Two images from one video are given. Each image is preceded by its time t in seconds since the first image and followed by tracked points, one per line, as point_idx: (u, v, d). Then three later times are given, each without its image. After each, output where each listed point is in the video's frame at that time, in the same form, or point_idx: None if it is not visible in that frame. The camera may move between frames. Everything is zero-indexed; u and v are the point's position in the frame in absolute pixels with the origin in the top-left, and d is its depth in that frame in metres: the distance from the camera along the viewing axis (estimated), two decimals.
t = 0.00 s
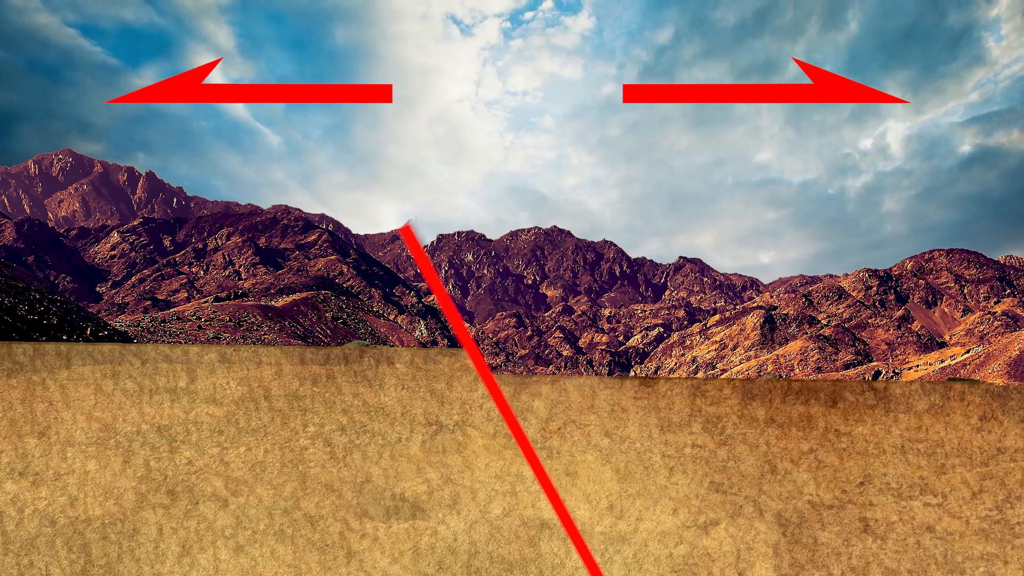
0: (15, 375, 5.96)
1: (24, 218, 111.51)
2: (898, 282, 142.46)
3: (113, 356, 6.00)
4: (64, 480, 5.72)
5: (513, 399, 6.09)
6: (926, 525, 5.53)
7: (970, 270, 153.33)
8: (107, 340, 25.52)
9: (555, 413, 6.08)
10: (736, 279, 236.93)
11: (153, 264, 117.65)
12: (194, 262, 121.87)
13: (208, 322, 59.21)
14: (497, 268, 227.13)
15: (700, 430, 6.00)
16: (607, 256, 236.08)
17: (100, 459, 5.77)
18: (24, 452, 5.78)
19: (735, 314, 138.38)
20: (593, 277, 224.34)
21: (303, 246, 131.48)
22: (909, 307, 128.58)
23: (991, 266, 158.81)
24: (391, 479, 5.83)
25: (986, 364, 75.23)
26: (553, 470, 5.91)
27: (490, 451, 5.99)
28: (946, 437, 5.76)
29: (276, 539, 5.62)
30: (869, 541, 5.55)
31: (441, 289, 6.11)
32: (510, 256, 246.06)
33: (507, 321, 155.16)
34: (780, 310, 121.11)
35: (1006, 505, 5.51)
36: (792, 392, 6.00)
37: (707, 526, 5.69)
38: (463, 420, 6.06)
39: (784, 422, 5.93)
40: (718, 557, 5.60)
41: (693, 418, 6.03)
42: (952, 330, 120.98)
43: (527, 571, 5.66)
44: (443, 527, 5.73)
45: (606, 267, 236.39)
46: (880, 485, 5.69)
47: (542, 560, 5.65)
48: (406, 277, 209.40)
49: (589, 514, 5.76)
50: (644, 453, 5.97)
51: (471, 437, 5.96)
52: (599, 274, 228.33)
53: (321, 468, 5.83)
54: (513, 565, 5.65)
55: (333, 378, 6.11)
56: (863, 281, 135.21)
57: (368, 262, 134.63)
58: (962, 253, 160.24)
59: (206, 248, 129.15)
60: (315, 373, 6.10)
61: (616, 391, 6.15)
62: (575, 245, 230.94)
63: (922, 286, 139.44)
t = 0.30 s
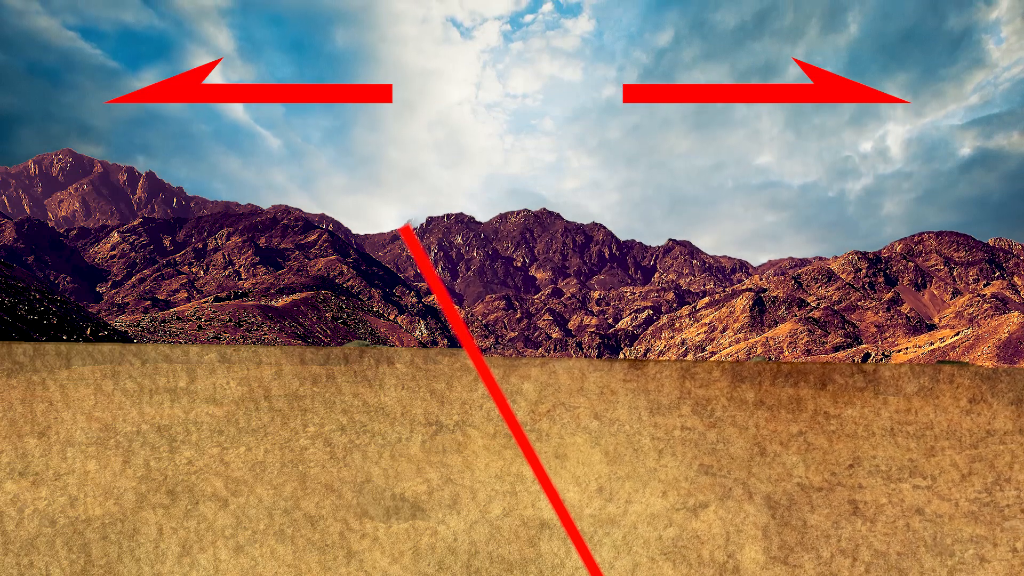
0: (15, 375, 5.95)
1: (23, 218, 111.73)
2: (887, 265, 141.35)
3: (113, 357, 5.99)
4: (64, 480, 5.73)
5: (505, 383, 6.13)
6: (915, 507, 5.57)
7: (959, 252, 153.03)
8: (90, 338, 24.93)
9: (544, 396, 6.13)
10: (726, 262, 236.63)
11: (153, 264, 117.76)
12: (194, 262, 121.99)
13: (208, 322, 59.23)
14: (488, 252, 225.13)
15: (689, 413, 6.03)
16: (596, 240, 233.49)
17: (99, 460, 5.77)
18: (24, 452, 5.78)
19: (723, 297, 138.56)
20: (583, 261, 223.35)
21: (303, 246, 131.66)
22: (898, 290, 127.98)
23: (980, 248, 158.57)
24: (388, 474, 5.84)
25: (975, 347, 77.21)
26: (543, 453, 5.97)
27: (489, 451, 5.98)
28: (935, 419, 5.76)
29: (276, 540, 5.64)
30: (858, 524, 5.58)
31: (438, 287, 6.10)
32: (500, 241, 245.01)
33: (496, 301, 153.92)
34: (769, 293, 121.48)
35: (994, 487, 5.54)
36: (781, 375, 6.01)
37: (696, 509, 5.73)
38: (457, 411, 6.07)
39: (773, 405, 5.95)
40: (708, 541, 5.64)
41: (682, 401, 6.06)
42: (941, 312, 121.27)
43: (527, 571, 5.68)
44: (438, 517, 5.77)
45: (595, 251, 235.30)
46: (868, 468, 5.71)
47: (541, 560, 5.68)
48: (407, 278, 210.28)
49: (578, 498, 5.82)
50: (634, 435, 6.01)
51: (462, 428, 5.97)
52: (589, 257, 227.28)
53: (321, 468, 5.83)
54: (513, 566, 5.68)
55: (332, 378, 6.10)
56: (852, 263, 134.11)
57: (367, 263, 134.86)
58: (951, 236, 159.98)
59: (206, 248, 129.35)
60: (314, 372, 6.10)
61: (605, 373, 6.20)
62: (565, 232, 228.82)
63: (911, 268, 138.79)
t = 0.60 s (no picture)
0: (15, 375, 5.96)
1: (24, 219, 111.94)
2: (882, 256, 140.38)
3: (113, 357, 5.96)
4: (64, 479, 5.76)
5: (505, 380, 6.13)
6: (910, 499, 5.57)
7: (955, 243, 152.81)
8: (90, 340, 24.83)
9: (539, 387, 6.15)
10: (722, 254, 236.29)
11: (153, 264, 117.89)
12: (195, 262, 122.09)
13: (208, 322, 59.27)
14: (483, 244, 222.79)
15: (684, 405, 6.02)
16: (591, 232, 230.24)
17: (100, 460, 5.79)
18: (24, 453, 5.81)
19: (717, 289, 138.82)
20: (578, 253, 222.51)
21: (303, 246, 131.79)
22: (893, 282, 127.44)
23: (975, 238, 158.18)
24: (388, 477, 5.83)
25: (970, 338, 79.05)
26: (537, 446, 6.00)
27: (490, 451, 5.96)
28: (931, 411, 5.73)
29: (276, 540, 5.69)
30: (852, 516, 5.60)
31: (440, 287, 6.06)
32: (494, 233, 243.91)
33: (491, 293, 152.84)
34: (764, 285, 121.81)
35: (990, 480, 5.51)
36: (776, 366, 5.97)
37: (691, 501, 5.77)
38: (458, 409, 6.03)
39: (767, 397, 5.93)
40: (703, 534, 5.68)
41: (677, 393, 6.05)
42: (936, 303, 121.34)
43: (527, 570, 5.73)
44: (437, 517, 5.79)
45: (591, 243, 234.25)
46: (864, 460, 5.70)
47: (542, 560, 5.71)
48: (407, 277, 210.34)
49: (574, 491, 5.84)
50: (628, 428, 6.03)
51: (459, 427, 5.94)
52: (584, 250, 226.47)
53: (321, 468, 5.84)
54: (514, 566, 5.72)
55: (333, 378, 6.05)
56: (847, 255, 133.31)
57: (367, 262, 134.93)
58: (946, 228, 159.53)
59: (206, 248, 129.43)
60: (314, 372, 6.04)
61: (600, 365, 6.17)
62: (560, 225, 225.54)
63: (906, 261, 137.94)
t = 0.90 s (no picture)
0: (15, 375, 5.97)
1: (24, 219, 112.10)
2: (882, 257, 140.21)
3: (114, 357, 5.96)
4: (64, 479, 5.77)
5: (511, 382, 6.14)
6: (911, 499, 5.56)
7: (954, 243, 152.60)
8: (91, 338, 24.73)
9: (539, 387, 6.15)
10: (722, 254, 236.04)
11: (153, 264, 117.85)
12: (195, 262, 121.98)
13: (208, 322, 59.29)
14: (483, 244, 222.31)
15: (684, 405, 6.02)
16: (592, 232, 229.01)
17: (100, 459, 5.79)
18: (24, 452, 5.81)
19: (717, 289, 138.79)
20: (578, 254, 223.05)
21: (303, 246, 131.66)
22: (893, 282, 127.25)
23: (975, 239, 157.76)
24: (391, 481, 5.83)
25: (970, 338, 79.01)
26: (537, 446, 6.00)
27: (490, 450, 5.96)
28: (930, 412, 5.73)
29: (276, 540, 5.69)
30: (852, 516, 5.60)
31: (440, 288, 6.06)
32: (494, 232, 243.82)
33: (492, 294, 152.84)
34: (764, 285, 121.75)
35: (990, 480, 5.52)
36: (775, 366, 5.97)
37: (692, 501, 5.76)
38: (460, 409, 6.03)
39: (767, 397, 5.92)
40: (703, 533, 5.69)
41: (677, 393, 6.05)
42: (936, 303, 121.16)
43: (527, 570, 5.73)
44: (438, 517, 5.78)
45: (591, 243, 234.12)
46: (864, 459, 5.70)
47: (542, 560, 5.71)
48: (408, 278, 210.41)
49: (574, 489, 5.84)
50: (628, 427, 6.03)
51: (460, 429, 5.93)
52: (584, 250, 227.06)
53: (320, 468, 5.84)
54: (514, 565, 5.71)
55: (333, 378, 6.04)
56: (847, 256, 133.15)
57: (367, 263, 134.88)
58: (946, 228, 159.20)
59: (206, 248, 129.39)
60: (314, 372, 6.02)
61: (600, 365, 6.17)
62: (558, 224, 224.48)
63: (905, 261, 137.76)
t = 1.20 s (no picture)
0: (6, 378, 5.85)
1: (16, 219, 111.49)
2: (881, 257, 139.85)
3: (107, 358, 5.84)
4: (56, 484, 5.68)
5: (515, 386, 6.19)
6: (910, 497, 5.59)
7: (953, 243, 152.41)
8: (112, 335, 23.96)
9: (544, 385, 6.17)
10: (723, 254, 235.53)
11: (147, 264, 117.53)
12: (189, 262, 121.50)
13: (203, 324, 59.10)
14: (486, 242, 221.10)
15: (686, 404, 6.06)
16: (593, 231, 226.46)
17: (93, 463, 5.70)
18: (14, 455, 5.70)
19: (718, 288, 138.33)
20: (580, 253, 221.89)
21: (299, 246, 129.94)
22: (893, 282, 127.05)
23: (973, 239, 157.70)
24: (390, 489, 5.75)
25: (969, 338, 79.02)
26: (538, 445, 6.14)
27: (497, 451, 6.14)
28: (929, 410, 5.76)
29: (271, 545, 5.63)
30: (853, 514, 5.63)
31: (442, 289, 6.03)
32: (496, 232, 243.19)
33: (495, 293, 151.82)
34: (765, 285, 121.42)
35: (988, 477, 5.54)
36: (776, 366, 6.04)
37: (693, 499, 5.83)
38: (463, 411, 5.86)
39: (768, 397, 5.98)
40: (704, 531, 5.75)
41: (679, 392, 6.09)
42: (935, 303, 121.11)
43: (530, 569, 5.81)
44: (437, 521, 5.71)
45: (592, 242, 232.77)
46: (864, 458, 5.74)
47: (545, 557, 5.82)
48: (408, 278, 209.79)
49: (578, 486, 5.97)
50: (631, 426, 6.09)
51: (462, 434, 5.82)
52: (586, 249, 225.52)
53: (317, 472, 5.76)
54: (517, 563, 5.81)
55: (330, 380, 5.93)
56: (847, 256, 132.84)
57: (365, 263, 134.48)
58: (944, 230, 159.12)
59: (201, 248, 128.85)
60: (311, 375, 5.91)
61: (603, 364, 6.23)
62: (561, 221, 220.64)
63: (905, 261, 137.49)
